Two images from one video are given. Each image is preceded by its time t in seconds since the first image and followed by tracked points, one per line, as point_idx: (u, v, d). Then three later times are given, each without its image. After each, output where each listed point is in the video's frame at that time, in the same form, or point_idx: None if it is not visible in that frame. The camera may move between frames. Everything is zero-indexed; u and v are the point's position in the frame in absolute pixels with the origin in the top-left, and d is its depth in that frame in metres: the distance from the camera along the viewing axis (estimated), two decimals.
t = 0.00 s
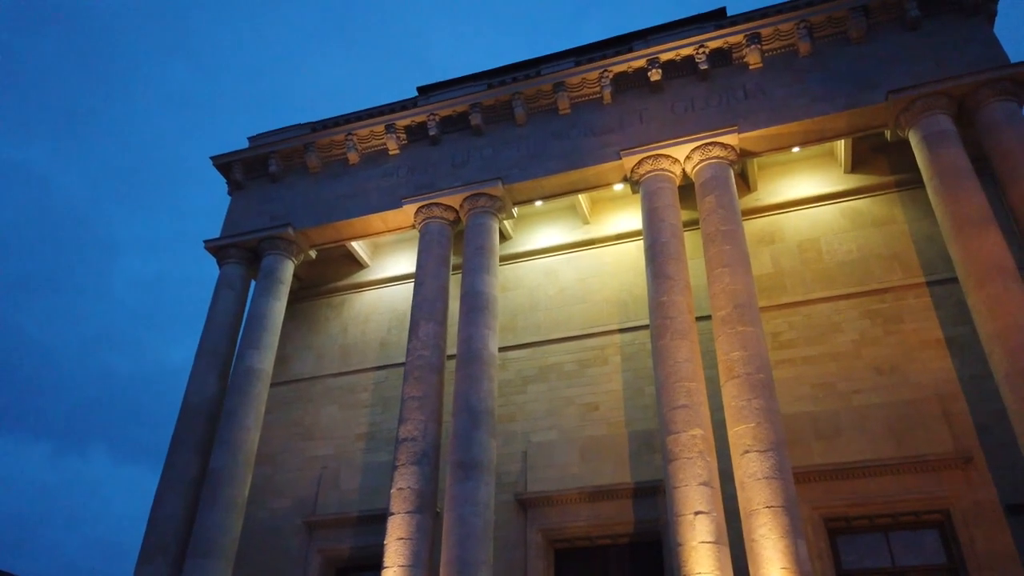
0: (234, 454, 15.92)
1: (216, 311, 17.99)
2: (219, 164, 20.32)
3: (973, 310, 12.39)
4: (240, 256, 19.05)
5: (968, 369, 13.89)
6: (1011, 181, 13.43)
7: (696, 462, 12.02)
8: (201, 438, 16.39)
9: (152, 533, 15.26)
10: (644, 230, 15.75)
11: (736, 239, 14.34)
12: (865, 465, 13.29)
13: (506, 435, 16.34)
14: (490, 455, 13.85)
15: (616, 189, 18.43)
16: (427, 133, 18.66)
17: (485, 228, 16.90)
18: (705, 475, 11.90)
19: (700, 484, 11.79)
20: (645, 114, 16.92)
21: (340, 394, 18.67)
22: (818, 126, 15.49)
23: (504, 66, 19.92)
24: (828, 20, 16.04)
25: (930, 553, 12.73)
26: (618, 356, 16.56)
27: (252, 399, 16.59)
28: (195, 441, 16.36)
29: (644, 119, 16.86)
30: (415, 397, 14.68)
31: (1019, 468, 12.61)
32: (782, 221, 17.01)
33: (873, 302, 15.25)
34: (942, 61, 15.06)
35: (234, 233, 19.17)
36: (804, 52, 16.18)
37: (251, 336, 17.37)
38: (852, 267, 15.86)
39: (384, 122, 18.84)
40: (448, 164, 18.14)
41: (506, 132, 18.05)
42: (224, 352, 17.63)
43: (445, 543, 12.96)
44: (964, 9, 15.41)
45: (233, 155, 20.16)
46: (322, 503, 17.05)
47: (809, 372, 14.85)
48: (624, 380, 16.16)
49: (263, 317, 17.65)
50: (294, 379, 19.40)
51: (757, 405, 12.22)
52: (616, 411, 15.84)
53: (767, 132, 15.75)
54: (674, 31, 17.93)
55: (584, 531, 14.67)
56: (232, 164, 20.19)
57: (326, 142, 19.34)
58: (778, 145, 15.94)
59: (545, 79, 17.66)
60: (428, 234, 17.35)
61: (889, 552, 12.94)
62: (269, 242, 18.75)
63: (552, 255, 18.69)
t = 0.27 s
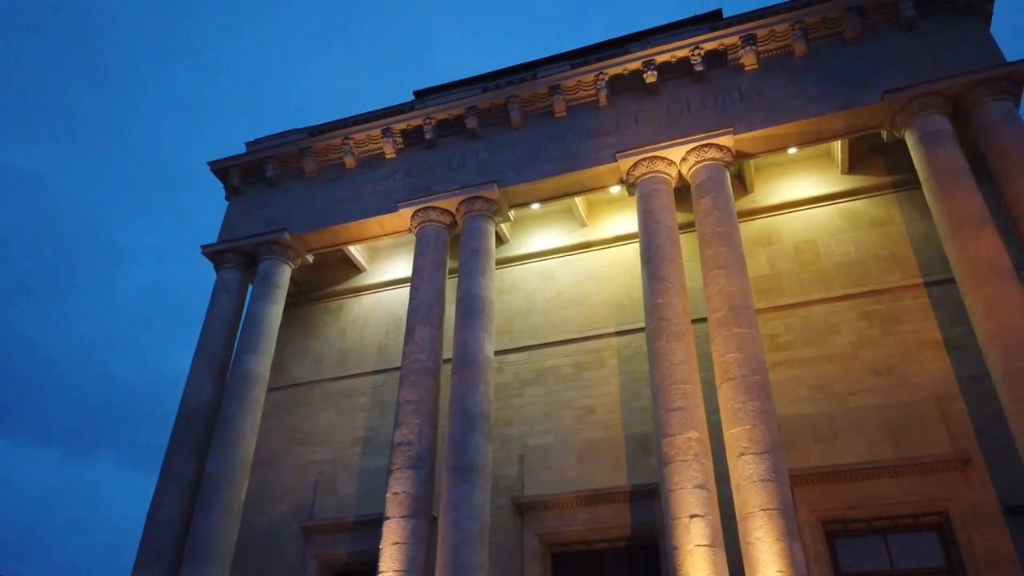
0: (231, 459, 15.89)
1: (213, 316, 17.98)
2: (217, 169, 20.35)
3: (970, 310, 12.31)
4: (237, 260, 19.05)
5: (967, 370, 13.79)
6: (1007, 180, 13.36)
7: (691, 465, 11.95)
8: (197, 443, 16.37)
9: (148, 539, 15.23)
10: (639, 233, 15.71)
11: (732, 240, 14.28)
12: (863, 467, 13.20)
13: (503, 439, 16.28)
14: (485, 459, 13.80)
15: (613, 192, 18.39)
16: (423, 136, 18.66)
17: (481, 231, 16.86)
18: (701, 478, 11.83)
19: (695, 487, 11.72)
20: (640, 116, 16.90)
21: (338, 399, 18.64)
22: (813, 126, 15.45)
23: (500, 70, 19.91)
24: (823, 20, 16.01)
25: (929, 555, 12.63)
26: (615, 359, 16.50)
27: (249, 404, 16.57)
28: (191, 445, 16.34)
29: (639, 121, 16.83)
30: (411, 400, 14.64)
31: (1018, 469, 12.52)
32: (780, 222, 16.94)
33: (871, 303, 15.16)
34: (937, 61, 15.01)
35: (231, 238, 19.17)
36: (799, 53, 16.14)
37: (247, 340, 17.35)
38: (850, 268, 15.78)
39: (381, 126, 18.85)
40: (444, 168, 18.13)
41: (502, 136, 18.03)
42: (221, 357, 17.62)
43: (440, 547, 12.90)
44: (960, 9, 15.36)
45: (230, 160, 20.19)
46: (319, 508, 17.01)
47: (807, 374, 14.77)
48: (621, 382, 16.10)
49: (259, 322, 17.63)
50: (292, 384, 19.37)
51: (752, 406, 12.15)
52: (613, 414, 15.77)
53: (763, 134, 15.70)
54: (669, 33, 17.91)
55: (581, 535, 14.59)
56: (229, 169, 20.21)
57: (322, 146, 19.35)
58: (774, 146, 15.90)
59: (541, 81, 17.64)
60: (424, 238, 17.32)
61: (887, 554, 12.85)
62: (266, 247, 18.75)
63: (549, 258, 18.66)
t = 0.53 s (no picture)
0: (228, 463, 15.88)
1: (211, 319, 17.99)
2: (215, 173, 20.38)
3: (968, 309, 12.21)
4: (236, 264, 19.07)
5: (966, 369, 13.69)
6: (1005, 178, 13.28)
7: (688, 466, 11.88)
8: (195, 447, 16.37)
9: (146, 542, 15.23)
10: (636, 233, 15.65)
11: (728, 240, 14.21)
12: (862, 467, 13.11)
13: (501, 441, 16.22)
14: (482, 461, 13.75)
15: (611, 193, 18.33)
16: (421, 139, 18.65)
17: (478, 233, 16.83)
18: (697, 479, 11.76)
19: (692, 488, 11.66)
20: (637, 116, 16.85)
21: (336, 401, 18.62)
22: (811, 125, 15.38)
23: (498, 71, 19.89)
24: (820, 19, 15.94)
25: (929, 556, 12.53)
26: (613, 360, 16.44)
27: (247, 407, 16.56)
28: (189, 449, 16.34)
29: (636, 121, 16.78)
30: (408, 403, 14.60)
31: (1018, 469, 12.41)
32: (778, 222, 16.86)
33: (870, 303, 15.07)
34: (935, 58, 14.93)
35: (229, 241, 19.19)
36: (796, 52, 16.07)
37: (245, 344, 17.34)
38: (849, 267, 15.69)
39: (378, 128, 18.84)
40: (441, 170, 18.11)
41: (499, 137, 18.01)
42: (219, 360, 17.62)
43: (436, 550, 12.85)
44: (958, 6, 15.27)
45: (229, 164, 20.21)
46: (318, 511, 16.99)
47: (805, 374, 14.67)
48: (619, 384, 16.03)
49: (257, 325, 17.63)
50: (291, 387, 19.36)
51: (749, 407, 12.08)
52: (611, 415, 15.70)
53: (760, 133, 15.64)
54: (666, 33, 17.87)
55: (579, 537, 14.52)
56: (228, 172, 20.24)
57: (320, 149, 19.35)
58: (771, 145, 15.83)
59: (537, 83, 17.61)
60: (421, 240, 17.30)
61: (887, 555, 12.74)
62: (264, 250, 18.76)
63: (547, 260, 18.61)
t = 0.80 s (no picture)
0: (225, 466, 15.87)
1: (209, 322, 18.01)
2: (214, 176, 20.41)
3: (965, 306, 12.12)
4: (234, 267, 19.08)
5: (965, 368, 13.59)
6: (1002, 174, 13.19)
7: (683, 466, 11.82)
8: (193, 450, 16.37)
9: (144, 546, 15.24)
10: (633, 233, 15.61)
11: (724, 239, 14.15)
12: (860, 467, 13.02)
13: (498, 442, 16.18)
14: (478, 462, 13.72)
15: (608, 193, 18.29)
16: (418, 140, 18.64)
17: (475, 234, 16.82)
18: (693, 480, 11.70)
19: (687, 489, 11.60)
20: (633, 116, 16.81)
21: (335, 404, 18.60)
22: (807, 124, 15.31)
23: (495, 73, 19.88)
24: (816, 17, 15.88)
25: (927, 556, 12.43)
26: (611, 361, 16.37)
27: (244, 410, 16.56)
28: (187, 452, 16.35)
29: (632, 121, 16.74)
30: (404, 404, 14.57)
31: (1016, 468, 12.31)
32: (776, 221, 16.79)
33: (868, 302, 14.98)
34: (931, 55, 14.86)
35: (227, 244, 19.21)
36: (793, 51, 16.01)
37: (242, 346, 17.35)
38: (847, 266, 15.61)
39: (375, 130, 18.85)
40: (438, 171, 18.10)
41: (496, 138, 17.99)
42: (217, 363, 17.62)
43: (432, 552, 12.81)
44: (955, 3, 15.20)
45: (227, 167, 20.24)
46: (316, 514, 16.97)
47: (803, 373, 14.59)
48: (616, 384, 15.98)
49: (255, 328, 17.63)
50: (289, 389, 19.36)
51: (745, 407, 12.01)
52: (609, 416, 15.64)
53: (756, 132, 15.58)
54: (663, 32, 17.83)
55: (576, 539, 14.46)
56: (226, 176, 20.26)
57: (318, 151, 19.37)
58: (768, 144, 15.76)
59: (534, 83, 17.59)
60: (418, 241, 17.29)
61: (886, 556, 12.65)
62: (261, 253, 18.77)
63: (545, 261, 18.57)
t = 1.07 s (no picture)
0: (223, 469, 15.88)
1: (207, 326, 18.02)
2: (212, 180, 20.44)
3: (962, 305, 12.03)
4: (232, 270, 19.10)
5: (963, 368, 13.49)
6: (999, 172, 13.10)
7: (679, 468, 11.76)
8: (191, 454, 16.37)
9: (142, 549, 15.24)
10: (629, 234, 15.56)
11: (720, 240, 14.08)
12: (858, 468, 12.93)
13: (496, 445, 16.14)
14: (474, 464, 13.68)
15: (605, 194, 18.24)
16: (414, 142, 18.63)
17: (472, 236, 16.79)
18: (688, 481, 11.63)
19: (683, 490, 11.53)
20: (630, 117, 16.77)
21: (333, 407, 18.59)
22: (803, 123, 15.24)
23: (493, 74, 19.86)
24: (812, 16, 15.81)
25: (926, 558, 12.32)
26: (608, 362, 16.32)
27: (242, 413, 16.57)
28: (185, 455, 16.35)
29: (628, 122, 16.70)
30: (400, 407, 14.54)
31: (1015, 468, 12.21)
32: (774, 221, 16.71)
33: (866, 302, 14.89)
34: (928, 54, 14.79)
35: (225, 247, 19.22)
36: (789, 50, 15.94)
37: (240, 350, 17.35)
38: (844, 266, 15.53)
39: (372, 133, 18.84)
40: (435, 173, 18.08)
41: (492, 140, 17.96)
42: (214, 366, 17.63)
43: (427, 555, 12.77)
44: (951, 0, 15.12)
45: (225, 171, 20.26)
46: (314, 517, 16.95)
47: (801, 374, 14.51)
48: (614, 386, 15.92)
49: (253, 331, 17.63)
50: (288, 393, 19.35)
51: (740, 408, 11.94)
52: (606, 418, 15.58)
53: (752, 132, 15.52)
54: (659, 32, 17.78)
55: (574, 541, 14.40)
56: (224, 179, 20.29)
57: (315, 155, 19.38)
58: (765, 144, 15.70)
59: (530, 85, 17.57)
60: (415, 244, 17.27)
61: (884, 557, 12.54)
62: (259, 256, 18.78)
63: (542, 262, 18.53)
